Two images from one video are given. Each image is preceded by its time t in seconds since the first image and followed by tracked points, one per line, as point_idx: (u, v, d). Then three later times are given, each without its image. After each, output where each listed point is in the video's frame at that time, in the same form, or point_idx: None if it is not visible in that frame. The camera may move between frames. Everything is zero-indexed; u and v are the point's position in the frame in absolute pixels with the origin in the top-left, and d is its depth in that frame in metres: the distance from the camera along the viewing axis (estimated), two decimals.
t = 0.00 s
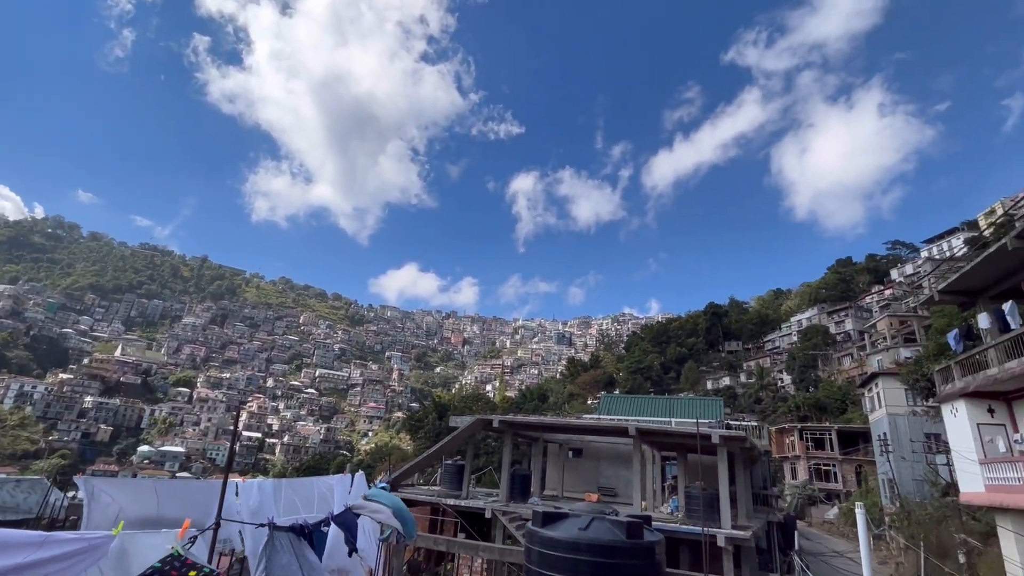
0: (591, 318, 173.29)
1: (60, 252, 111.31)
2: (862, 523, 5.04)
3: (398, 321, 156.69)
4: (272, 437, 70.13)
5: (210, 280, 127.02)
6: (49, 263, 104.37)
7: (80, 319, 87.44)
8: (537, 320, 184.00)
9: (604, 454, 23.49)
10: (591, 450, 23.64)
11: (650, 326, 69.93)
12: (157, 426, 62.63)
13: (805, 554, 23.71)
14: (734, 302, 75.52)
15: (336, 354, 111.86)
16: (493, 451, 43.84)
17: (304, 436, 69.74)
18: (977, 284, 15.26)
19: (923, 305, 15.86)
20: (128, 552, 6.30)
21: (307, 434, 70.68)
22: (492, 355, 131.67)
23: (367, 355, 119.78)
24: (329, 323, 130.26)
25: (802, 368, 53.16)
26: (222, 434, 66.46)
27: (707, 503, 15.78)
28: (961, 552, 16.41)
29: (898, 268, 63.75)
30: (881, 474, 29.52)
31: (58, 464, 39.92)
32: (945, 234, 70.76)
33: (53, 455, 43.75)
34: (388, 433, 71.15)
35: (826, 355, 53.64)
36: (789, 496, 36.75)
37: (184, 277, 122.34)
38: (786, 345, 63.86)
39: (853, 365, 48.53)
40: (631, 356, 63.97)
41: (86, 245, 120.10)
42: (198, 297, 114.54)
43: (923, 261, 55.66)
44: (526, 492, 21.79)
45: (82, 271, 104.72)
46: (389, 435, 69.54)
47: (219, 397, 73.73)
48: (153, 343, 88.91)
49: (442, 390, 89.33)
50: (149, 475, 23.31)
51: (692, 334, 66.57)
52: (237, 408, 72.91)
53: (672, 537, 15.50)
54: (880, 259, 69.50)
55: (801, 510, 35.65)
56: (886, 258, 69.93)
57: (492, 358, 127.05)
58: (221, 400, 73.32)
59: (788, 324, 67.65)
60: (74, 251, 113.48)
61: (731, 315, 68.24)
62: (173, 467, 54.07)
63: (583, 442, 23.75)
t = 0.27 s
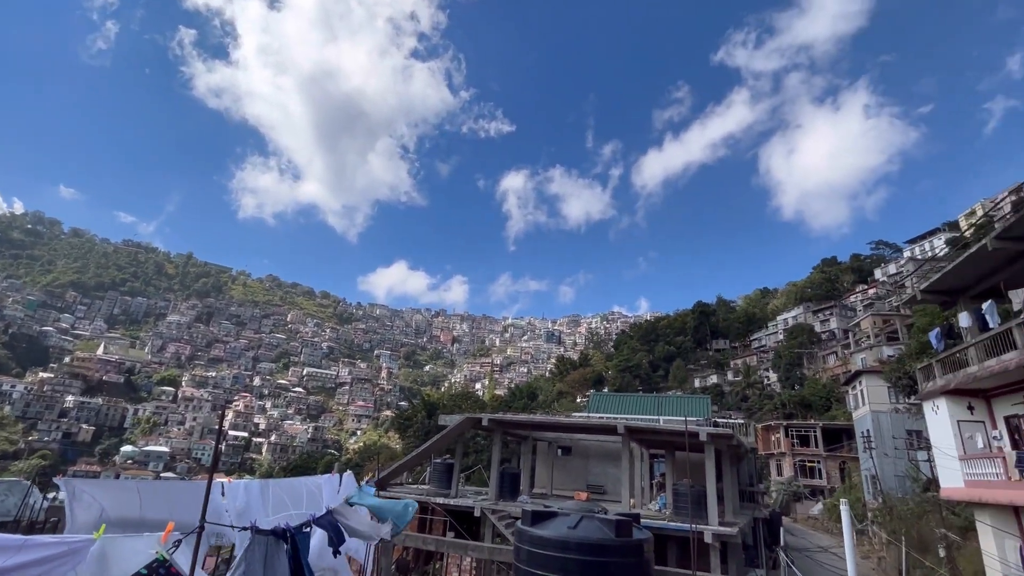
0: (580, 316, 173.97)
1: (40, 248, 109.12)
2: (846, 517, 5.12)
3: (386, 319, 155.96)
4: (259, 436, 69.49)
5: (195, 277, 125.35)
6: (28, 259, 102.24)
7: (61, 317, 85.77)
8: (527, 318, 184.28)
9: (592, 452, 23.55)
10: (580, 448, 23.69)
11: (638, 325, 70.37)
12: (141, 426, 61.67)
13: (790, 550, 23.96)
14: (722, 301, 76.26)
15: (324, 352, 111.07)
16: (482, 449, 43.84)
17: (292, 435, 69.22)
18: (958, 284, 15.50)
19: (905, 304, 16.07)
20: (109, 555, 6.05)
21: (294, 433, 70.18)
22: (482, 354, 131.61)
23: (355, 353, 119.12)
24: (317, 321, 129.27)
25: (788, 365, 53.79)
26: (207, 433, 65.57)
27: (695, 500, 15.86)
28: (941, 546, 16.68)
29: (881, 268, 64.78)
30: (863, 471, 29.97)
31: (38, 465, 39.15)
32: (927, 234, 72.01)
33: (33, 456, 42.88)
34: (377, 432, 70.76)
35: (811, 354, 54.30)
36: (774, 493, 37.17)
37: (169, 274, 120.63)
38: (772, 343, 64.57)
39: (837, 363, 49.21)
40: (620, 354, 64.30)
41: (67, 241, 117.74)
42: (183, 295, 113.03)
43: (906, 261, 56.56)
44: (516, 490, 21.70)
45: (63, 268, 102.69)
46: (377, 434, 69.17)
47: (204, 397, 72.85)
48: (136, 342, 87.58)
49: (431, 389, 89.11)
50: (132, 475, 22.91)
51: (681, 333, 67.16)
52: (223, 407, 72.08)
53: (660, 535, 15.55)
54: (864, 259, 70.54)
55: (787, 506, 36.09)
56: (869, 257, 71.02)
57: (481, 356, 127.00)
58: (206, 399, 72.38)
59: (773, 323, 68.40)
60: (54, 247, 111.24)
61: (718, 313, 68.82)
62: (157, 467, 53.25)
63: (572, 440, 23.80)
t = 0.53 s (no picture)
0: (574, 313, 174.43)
1: (29, 246, 107.85)
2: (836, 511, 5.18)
3: (380, 317, 155.64)
4: (252, 435, 69.20)
5: (187, 276, 124.39)
6: (16, 257, 100.97)
7: (49, 316, 84.84)
8: (521, 316, 184.47)
9: (585, 452, 23.61)
10: (576, 446, 23.76)
11: (632, 321, 70.65)
12: (133, 426, 61.20)
13: (782, 544, 24.17)
14: (715, 297, 76.64)
15: (318, 351, 110.66)
16: (477, 447, 43.86)
17: (286, 434, 68.99)
18: (947, 280, 15.64)
19: (895, 300, 16.21)
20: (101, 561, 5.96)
21: (288, 432, 69.96)
22: (476, 351, 131.74)
23: (349, 352, 118.82)
24: (310, 319, 128.74)
25: (781, 361, 54.16)
26: (200, 433, 65.18)
27: (689, 495, 15.94)
28: (931, 539, 16.87)
29: (872, 264, 65.35)
30: (855, 465, 30.24)
31: (28, 466, 38.78)
32: (917, 230, 72.63)
33: (24, 457, 42.48)
34: (372, 430, 70.63)
35: (803, 349, 54.69)
36: (768, 487, 37.53)
37: (160, 273, 119.60)
38: (765, 340, 65.00)
39: (828, 359, 49.63)
40: (614, 351, 64.54)
41: (55, 239, 116.38)
42: (174, 294, 112.18)
43: (897, 257, 57.05)
44: (510, 487, 21.73)
45: (52, 266, 101.56)
46: (372, 432, 69.07)
47: (197, 396, 72.42)
48: (127, 341, 86.84)
49: (426, 386, 89.15)
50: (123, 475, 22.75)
51: (674, 329, 67.45)
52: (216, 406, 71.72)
53: (654, 530, 15.64)
54: (855, 255, 71.09)
55: (779, 500, 36.46)
56: (860, 253, 71.64)
57: (476, 354, 127.09)
58: (199, 399, 71.97)
59: (766, 319, 68.83)
60: (43, 246, 109.96)
61: (711, 309, 69.18)
62: (150, 467, 52.79)
63: (567, 438, 23.84)
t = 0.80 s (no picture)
0: (572, 309, 174.60)
1: (25, 246, 107.49)
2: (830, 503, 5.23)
3: (379, 315, 155.60)
4: (251, 433, 69.28)
5: (184, 275, 124.18)
6: (13, 257, 100.69)
7: (46, 316, 84.66)
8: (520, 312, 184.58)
9: (585, 448, 23.64)
10: (576, 441, 23.83)
11: (630, 316, 70.80)
12: (131, 425, 61.18)
13: (779, 536, 24.36)
14: (713, 291, 76.77)
15: (316, 349, 110.67)
16: (476, 443, 43.97)
17: (285, 432, 69.09)
18: (942, 272, 15.68)
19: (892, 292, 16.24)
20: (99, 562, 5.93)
21: (288, 429, 70.03)
22: (475, 347, 131.89)
23: (348, 349, 118.89)
24: (309, 317, 128.66)
25: (779, 355, 54.32)
26: (200, 431, 65.23)
27: (687, 488, 15.98)
28: (927, 529, 17.00)
29: (869, 257, 65.55)
30: (851, 457, 30.42)
31: (27, 466, 38.80)
32: (914, 223, 72.72)
33: (23, 457, 42.51)
34: (371, 427, 70.69)
35: (800, 343, 54.88)
36: (766, 479, 37.78)
37: (157, 272, 119.36)
38: (762, 333, 65.22)
39: (826, 352, 49.79)
40: (613, 346, 64.75)
41: (51, 239, 116.02)
42: (172, 293, 112.00)
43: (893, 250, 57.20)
44: (509, 483, 21.81)
45: (48, 266, 101.31)
46: (371, 429, 69.12)
47: (196, 395, 72.44)
48: (125, 340, 86.75)
49: (425, 383, 89.28)
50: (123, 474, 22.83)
51: (672, 324, 67.59)
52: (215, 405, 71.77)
53: (652, 524, 15.71)
54: (852, 249, 71.22)
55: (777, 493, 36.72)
56: (857, 247, 71.81)
57: (475, 350, 127.15)
58: (197, 398, 71.96)
59: (764, 313, 69.00)
60: (39, 246, 109.66)
61: (709, 304, 69.33)
62: (149, 466, 52.44)
63: (566, 433, 23.88)
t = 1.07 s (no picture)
0: (573, 304, 174.63)
1: (24, 247, 107.50)
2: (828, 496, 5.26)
3: (379, 312, 155.70)
4: (253, 432, 69.46)
5: (184, 275, 124.24)
6: (12, 258, 100.69)
7: (46, 316, 84.71)
8: (520, 307, 184.57)
9: (585, 441, 23.71)
10: (577, 435, 23.88)
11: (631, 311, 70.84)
12: (134, 425, 61.32)
13: (780, 527, 24.52)
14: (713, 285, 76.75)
15: (317, 346, 110.80)
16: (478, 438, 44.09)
17: (287, 429, 69.30)
18: (941, 264, 15.67)
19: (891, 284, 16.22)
20: (100, 556, 6.03)
21: (290, 427, 70.23)
22: (476, 343, 132.01)
23: (349, 347, 119.02)
24: (309, 315, 128.74)
25: (779, 347, 54.35)
26: (202, 430, 65.39)
27: (687, 481, 16.04)
28: (926, 520, 17.08)
29: (869, 250, 65.50)
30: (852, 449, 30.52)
31: (30, 467, 38.92)
32: (913, 215, 72.60)
33: (26, 457, 42.63)
34: (373, 424, 70.84)
35: (800, 336, 54.92)
36: (767, 471, 38.02)
37: (156, 272, 119.33)
38: (762, 326, 65.26)
39: (826, 344, 49.85)
40: (613, 341, 64.86)
41: (51, 240, 115.95)
42: (172, 292, 112.06)
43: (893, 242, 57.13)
44: (511, 477, 21.91)
45: (48, 267, 101.30)
46: (373, 426, 69.25)
47: (197, 394, 72.59)
48: (126, 340, 86.84)
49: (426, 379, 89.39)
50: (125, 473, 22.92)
51: (673, 318, 67.61)
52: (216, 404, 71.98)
53: (652, 517, 15.77)
54: (852, 241, 71.13)
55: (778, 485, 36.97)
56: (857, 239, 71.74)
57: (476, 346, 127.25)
58: (198, 396, 72.13)
59: (764, 306, 69.01)
60: (38, 246, 109.63)
61: (709, 297, 69.33)
62: (152, 466, 52.42)
63: (567, 428, 23.93)
